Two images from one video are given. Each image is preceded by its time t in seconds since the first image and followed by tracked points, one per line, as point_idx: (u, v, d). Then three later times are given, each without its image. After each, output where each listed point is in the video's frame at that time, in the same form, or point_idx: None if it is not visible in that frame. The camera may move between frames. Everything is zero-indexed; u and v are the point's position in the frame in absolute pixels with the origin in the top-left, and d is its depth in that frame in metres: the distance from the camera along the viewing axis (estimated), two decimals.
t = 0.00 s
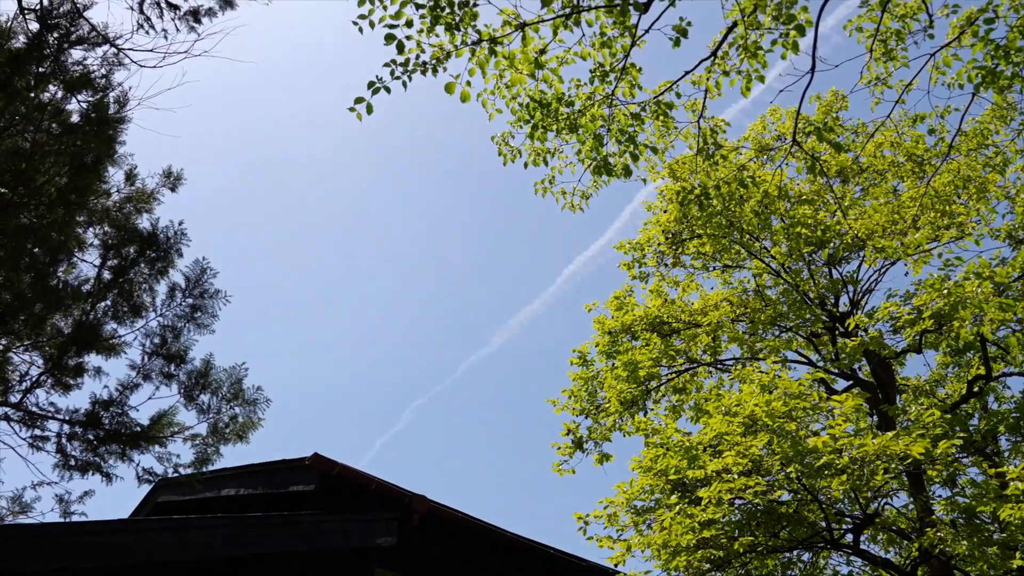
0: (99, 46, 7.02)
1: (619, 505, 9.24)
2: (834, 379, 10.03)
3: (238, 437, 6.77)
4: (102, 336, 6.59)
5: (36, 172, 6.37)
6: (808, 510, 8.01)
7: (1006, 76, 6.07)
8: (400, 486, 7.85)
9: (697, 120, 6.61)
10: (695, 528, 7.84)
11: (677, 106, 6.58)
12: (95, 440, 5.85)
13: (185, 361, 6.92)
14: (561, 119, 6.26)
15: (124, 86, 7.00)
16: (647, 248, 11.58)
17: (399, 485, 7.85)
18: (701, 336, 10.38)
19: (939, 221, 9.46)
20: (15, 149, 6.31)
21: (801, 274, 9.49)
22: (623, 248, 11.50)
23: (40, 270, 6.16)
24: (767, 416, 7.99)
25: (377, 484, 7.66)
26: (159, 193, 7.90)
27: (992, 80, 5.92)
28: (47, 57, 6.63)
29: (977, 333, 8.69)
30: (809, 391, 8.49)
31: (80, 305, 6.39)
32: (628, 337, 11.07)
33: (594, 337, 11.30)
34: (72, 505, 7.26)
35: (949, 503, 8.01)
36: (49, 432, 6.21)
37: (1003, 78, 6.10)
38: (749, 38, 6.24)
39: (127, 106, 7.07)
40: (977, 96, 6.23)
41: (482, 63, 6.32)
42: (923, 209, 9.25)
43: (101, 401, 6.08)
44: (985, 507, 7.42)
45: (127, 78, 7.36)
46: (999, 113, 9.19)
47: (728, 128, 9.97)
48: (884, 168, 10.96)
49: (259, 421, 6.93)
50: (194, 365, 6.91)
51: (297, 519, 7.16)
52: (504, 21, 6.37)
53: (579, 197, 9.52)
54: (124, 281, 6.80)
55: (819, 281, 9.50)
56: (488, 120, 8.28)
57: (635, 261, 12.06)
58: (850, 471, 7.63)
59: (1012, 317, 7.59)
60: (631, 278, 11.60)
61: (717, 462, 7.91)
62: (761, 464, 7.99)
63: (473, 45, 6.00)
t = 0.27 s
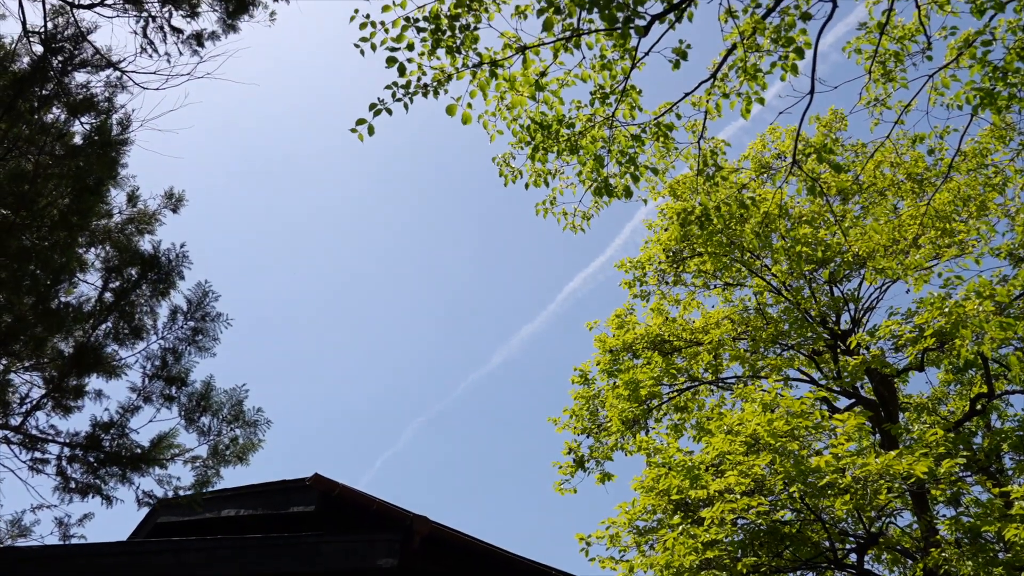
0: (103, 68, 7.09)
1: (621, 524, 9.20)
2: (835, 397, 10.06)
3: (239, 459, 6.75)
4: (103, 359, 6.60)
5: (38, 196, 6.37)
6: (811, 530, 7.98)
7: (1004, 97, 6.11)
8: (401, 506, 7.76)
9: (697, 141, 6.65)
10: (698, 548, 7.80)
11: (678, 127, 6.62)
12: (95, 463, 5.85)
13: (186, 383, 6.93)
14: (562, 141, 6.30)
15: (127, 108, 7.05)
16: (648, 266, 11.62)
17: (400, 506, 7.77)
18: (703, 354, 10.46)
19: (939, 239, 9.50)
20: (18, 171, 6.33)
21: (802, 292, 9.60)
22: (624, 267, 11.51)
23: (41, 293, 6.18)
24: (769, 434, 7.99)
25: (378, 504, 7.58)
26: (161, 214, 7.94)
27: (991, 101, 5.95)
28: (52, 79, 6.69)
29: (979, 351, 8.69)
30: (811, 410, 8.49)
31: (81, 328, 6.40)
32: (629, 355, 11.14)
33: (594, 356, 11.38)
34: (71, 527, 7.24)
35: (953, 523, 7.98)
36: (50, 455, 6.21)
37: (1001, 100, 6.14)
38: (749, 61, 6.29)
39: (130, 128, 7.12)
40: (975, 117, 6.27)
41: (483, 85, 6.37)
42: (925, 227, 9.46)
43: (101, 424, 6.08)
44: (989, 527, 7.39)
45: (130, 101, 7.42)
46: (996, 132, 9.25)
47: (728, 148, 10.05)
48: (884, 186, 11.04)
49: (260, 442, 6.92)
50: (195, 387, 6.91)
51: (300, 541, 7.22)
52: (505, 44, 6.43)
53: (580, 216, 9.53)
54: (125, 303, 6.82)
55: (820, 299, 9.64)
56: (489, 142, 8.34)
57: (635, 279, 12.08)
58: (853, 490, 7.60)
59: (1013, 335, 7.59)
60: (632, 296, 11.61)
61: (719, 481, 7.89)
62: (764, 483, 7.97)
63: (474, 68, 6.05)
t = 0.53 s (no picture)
0: (104, 91, 7.12)
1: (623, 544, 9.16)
2: (836, 415, 10.08)
3: (239, 482, 6.74)
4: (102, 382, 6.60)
5: (39, 219, 6.38)
6: (815, 550, 7.93)
7: (1001, 118, 6.14)
8: (401, 527, 7.70)
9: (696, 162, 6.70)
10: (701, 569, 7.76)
11: (676, 148, 6.66)
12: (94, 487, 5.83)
13: (186, 405, 6.93)
14: (562, 162, 6.34)
15: (128, 131, 7.07)
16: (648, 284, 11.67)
17: (400, 526, 7.71)
18: (704, 372, 10.48)
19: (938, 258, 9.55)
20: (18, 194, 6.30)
21: (802, 309, 9.69)
22: (624, 285, 11.53)
23: (41, 315, 6.18)
24: (771, 453, 7.99)
25: (377, 525, 7.54)
26: (161, 236, 7.97)
27: (989, 122, 5.99)
28: (54, 102, 6.71)
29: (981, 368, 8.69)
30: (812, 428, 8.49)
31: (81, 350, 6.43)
32: (629, 373, 11.18)
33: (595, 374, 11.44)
34: (70, 551, 7.20)
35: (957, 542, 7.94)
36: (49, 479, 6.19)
37: (999, 120, 6.18)
38: (746, 82, 6.34)
39: (131, 150, 7.14)
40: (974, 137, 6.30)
41: (483, 108, 6.42)
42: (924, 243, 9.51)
43: (101, 447, 6.07)
44: (994, 546, 7.35)
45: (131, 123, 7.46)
46: (994, 150, 9.30)
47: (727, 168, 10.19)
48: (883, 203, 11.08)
49: (260, 465, 6.91)
50: (195, 410, 6.92)
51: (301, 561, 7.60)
52: (505, 67, 6.49)
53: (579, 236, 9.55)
54: (125, 325, 6.86)
55: (820, 316, 9.82)
56: (489, 162, 8.40)
57: (635, 296, 12.11)
58: (856, 510, 7.56)
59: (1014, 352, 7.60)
60: (632, 314, 11.63)
61: (721, 501, 7.87)
62: (766, 503, 7.95)
63: (474, 91, 6.09)
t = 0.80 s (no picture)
0: (104, 110, 7.17)
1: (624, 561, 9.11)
2: (839, 430, 10.09)
3: (238, 501, 6.73)
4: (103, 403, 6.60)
5: (39, 238, 6.39)
6: (818, 567, 7.88)
7: (999, 133, 6.17)
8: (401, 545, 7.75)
9: (695, 178, 6.73)
10: None
11: (675, 164, 6.69)
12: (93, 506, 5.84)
13: (185, 424, 6.96)
14: (561, 179, 6.38)
15: (128, 149, 7.10)
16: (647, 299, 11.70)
17: (399, 545, 7.75)
18: (705, 388, 10.49)
19: (936, 274, 9.67)
20: (18, 211, 6.29)
21: (802, 323, 9.77)
22: (624, 300, 11.53)
23: (41, 336, 6.19)
24: (772, 468, 7.98)
25: (377, 544, 7.60)
26: (161, 253, 7.99)
27: (986, 138, 6.02)
28: (54, 121, 6.77)
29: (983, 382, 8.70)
30: (814, 444, 8.48)
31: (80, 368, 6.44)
32: (630, 389, 11.19)
33: (596, 390, 11.45)
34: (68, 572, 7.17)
35: (961, 557, 7.90)
36: (48, 499, 6.19)
37: (996, 135, 6.21)
38: (744, 99, 6.38)
39: (130, 168, 7.15)
40: (972, 152, 6.33)
41: (482, 126, 6.46)
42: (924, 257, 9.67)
43: (100, 467, 6.08)
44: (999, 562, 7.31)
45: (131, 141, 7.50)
46: (993, 166, 9.36)
47: (726, 183, 10.27)
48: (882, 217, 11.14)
49: (259, 484, 6.91)
50: (194, 430, 6.93)
51: None
52: (504, 85, 6.54)
53: (579, 252, 9.56)
54: (125, 343, 6.86)
55: (821, 331, 9.86)
56: (488, 179, 8.45)
57: (636, 311, 12.13)
58: (859, 525, 7.53)
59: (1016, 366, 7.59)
60: (633, 329, 11.64)
61: (723, 517, 7.85)
62: (769, 519, 7.92)
63: (473, 108, 6.13)
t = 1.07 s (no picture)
0: (104, 133, 7.22)
1: None
2: (841, 449, 10.08)
3: (235, 527, 6.70)
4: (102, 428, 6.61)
5: (39, 262, 6.40)
6: None
7: (997, 153, 6.20)
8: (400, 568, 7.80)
9: (694, 199, 6.75)
10: None
11: (673, 185, 6.72)
12: (90, 531, 5.82)
13: (183, 450, 6.97)
14: (560, 200, 6.40)
15: (127, 172, 7.12)
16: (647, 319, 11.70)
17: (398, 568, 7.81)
18: (706, 407, 10.49)
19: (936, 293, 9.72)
20: (19, 234, 6.27)
21: (803, 342, 9.81)
22: (624, 319, 11.54)
23: (41, 361, 6.20)
24: (774, 488, 7.94)
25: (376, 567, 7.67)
26: (161, 276, 8.02)
27: (984, 158, 6.04)
28: (54, 145, 6.80)
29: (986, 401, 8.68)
30: (816, 463, 8.44)
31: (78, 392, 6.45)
32: (631, 409, 11.18)
33: (596, 410, 11.43)
34: None
35: None
36: (44, 526, 6.17)
37: (994, 155, 6.24)
38: (742, 121, 6.42)
39: (130, 191, 7.16)
40: (970, 172, 6.35)
41: (481, 149, 6.50)
42: (923, 275, 9.93)
43: (97, 492, 6.06)
44: None
45: (131, 164, 7.53)
46: (991, 185, 9.42)
47: (725, 204, 10.33)
48: (881, 236, 11.19)
49: (257, 510, 6.89)
50: (191, 455, 6.94)
51: None
52: (503, 108, 6.59)
53: (579, 273, 9.58)
54: (123, 367, 6.88)
55: (822, 349, 9.89)
56: (488, 200, 8.49)
57: (636, 330, 12.14)
58: (864, 547, 7.43)
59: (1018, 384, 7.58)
60: (633, 348, 11.62)
61: (725, 538, 7.80)
62: (771, 540, 7.86)
63: (472, 131, 6.16)
